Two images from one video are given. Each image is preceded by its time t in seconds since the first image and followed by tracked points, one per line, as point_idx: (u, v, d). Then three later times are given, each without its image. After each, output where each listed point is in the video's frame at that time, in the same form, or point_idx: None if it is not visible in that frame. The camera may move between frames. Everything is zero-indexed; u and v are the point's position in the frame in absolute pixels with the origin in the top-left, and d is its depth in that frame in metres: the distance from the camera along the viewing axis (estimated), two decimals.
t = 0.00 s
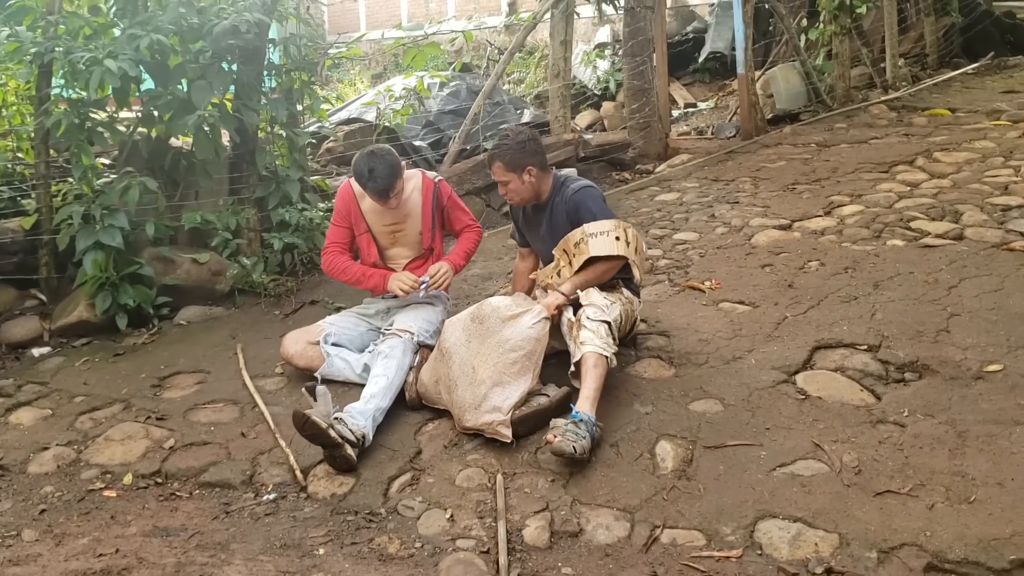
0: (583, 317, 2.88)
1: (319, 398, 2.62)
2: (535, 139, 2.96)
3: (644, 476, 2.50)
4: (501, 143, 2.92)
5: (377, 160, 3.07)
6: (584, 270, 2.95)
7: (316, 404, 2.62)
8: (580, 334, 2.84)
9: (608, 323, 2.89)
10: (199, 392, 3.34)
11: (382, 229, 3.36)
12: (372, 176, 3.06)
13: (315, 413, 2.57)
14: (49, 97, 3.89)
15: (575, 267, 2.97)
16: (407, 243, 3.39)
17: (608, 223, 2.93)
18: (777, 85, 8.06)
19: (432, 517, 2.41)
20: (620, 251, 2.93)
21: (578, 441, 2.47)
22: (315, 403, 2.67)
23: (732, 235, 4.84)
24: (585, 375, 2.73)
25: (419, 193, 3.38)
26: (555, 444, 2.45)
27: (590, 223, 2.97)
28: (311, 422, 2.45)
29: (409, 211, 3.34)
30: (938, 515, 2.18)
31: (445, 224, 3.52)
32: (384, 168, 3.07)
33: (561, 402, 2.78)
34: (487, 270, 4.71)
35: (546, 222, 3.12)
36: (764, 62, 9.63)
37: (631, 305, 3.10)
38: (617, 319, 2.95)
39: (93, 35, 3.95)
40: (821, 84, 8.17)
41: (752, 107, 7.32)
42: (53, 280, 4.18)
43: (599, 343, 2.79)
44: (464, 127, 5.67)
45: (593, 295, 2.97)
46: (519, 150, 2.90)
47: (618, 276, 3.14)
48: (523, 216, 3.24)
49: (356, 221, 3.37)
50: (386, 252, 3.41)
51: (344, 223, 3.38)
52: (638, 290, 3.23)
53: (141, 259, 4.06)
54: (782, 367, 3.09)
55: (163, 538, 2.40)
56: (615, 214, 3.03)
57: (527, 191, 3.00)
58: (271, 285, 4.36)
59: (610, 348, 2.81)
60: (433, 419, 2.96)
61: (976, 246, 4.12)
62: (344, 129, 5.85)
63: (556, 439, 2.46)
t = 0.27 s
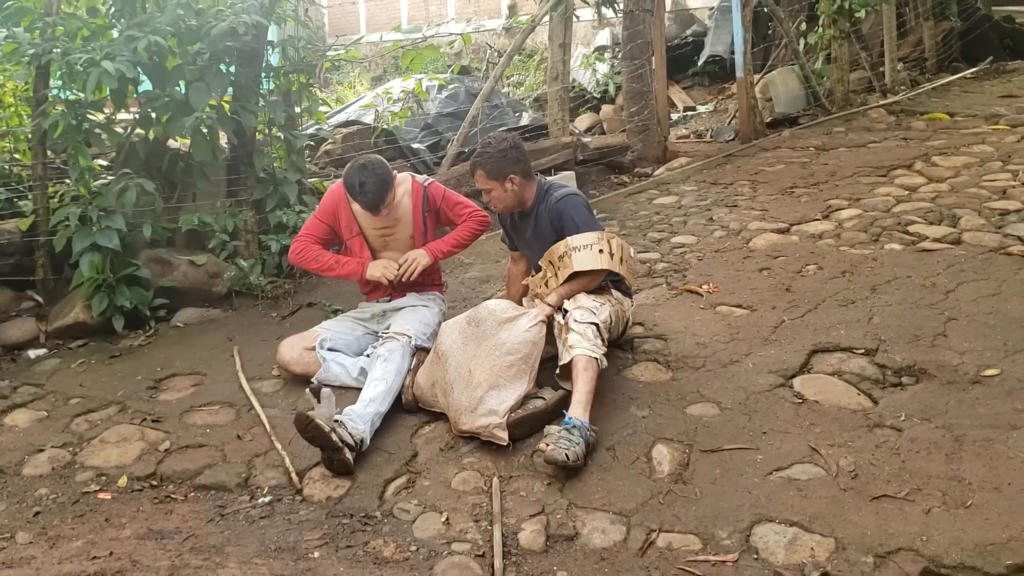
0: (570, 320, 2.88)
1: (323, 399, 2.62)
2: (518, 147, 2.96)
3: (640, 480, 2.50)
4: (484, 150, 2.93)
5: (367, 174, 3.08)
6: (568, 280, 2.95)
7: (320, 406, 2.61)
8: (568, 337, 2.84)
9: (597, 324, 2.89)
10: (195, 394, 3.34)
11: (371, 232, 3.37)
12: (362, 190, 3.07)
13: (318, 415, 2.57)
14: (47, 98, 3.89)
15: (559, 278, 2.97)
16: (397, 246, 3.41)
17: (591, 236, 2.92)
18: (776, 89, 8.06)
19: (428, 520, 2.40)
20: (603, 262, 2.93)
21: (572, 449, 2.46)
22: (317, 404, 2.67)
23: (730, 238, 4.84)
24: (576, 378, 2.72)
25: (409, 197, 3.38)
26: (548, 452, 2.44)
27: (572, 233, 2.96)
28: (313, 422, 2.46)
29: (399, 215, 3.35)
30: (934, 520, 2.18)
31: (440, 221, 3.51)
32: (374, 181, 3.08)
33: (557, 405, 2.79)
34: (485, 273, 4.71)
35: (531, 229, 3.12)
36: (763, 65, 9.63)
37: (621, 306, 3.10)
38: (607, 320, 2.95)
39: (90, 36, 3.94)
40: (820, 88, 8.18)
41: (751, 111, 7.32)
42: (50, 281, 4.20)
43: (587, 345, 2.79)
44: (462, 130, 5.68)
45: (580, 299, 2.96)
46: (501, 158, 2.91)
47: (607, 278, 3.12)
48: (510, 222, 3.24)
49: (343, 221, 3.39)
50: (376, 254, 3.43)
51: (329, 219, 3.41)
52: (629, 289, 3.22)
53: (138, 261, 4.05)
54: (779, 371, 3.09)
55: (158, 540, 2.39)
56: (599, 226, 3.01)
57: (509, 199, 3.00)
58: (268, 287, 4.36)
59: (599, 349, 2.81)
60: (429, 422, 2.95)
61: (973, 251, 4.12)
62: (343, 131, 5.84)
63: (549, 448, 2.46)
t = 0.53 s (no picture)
0: (566, 329, 2.88)
1: (318, 412, 2.58)
2: (511, 159, 2.97)
3: (639, 490, 2.49)
4: (477, 163, 2.95)
5: (353, 192, 3.08)
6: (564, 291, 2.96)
7: (315, 418, 2.57)
8: (564, 346, 2.83)
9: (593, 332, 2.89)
10: (194, 403, 3.34)
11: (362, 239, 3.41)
12: (349, 207, 3.09)
13: (315, 427, 2.55)
14: (48, 107, 3.90)
15: (555, 288, 2.97)
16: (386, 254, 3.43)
17: (586, 246, 2.92)
18: (776, 99, 8.09)
19: (426, 530, 2.39)
20: (599, 272, 2.92)
21: (570, 461, 2.45)
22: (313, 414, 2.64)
23: (730, 248, 4.84)
24: (573, 388, 2.72)
25: (400, 208, 3.39)
26: (546, 466, 2.44)
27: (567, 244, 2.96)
28: (309, 435, 2.45)
29: (390, 225, 3.37)
30: (934, 530, 2.17)
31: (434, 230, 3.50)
32: (360, 198, 3.08)
33: (556, 413, 2.77)
34: (485, 281, 4.71)
35: (526, 240, 3.12)
36: (763, 75, 9.66)
37: (619, 314, 3.10)
38: (603, 329, 2.95)
39: (92, 45, 3.96)
40: (820, 97, 8.19)
41: (751, 120, 7.33)
42: (49, 290, 4.20)
43: (583, 354, 2.78)
44: (463, 139, 5.70)
45: (577, 308, 2.96)
46: (494, 170, 2.93)
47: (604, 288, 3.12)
48: (506, 233, 3.24)
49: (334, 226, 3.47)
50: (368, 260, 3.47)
51: (319, 219, 3.51)
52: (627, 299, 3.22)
53: (138, 270, 4.06)
54: (778, 381, 3.08)
55: (155, 549, 2.38)
56: (594, 237, 3.00)
57: (503, 210, 3.02)
58: (268, 296, 4.37)
59: (595, 358, 2.80)
60: (428, 431, 2.95)
61: (973, 260, 4.12)
62: (343, 140, 5.84)
63: (547, 461, 2.45)
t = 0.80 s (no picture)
0: (569, 329, 2.87)
1: (314, 412, 2.61)
2: (515, 158, 2.97)
3: (640, 490, 2.49)
4: (481, 161, 2.94)
5: (347, 189, 3.08)
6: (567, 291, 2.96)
7: (312, 417, 2.59)
8: (567, 346, 2.83)
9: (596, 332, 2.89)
10: (196, 402, 3.34)
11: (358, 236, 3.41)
12: (343, 204, 3.09)
13: (312, 425, 2.57)
14: (49, 106, 3.91)
15: (558, 287, 2.97)
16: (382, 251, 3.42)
17: (589, 246, 2.92)
18: (777, 98, 8.10)
19: (427, 530, 2.39)
20: (603, 272, 2.92)
21: (571, 460, 2.45)
22: (309, 416, 2.67)
23: (731, 247, 4.83)
24: (575, 388, 2.72)
25: (396, 205, 3.39)
26: (547, 464, 2.44)
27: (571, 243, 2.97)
28: (307, 433, 2.46)
29: (386, 222, 3.37)
30: (935, 530, 2.17)
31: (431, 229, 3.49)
32: (354, 195, 3.08)
33: (557, 413, 2.77)
34: (486, 281, 4.71)
35: (530, 239, 3.12)
36: (765, 74, 9.65)
37: (621, 315, 3.10)
38: (606, 329, 2.94)
39: (93, 45, 3.98)
40: (821, 97, 8.18)
41: (753, 120, 7.33)
42: (51, 289, 4.20)
43: (586, 354, 2.78)
44: (464, 139, 5.70)
45: (580, 308, 2.96)
46: (498, 169, 2.92)
47: (607, 288, 3.12)
48: (509, 231, 3.25)
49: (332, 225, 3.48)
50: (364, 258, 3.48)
51: (318, 219, 3.52)
52: (630, 299, 3.22)
53: (139, 269, 4.06)
54: (779, 380, 3.08)
55: (156, 549, 2.39)
56: (597, 236, 3.01)
57: (506, 209, 3.01)
58: (269, 296, 4.37)
59: (598, 358, 2.80)
60: (429, 430, 2.95)
61: (975, 260, 4.11)
62: (344, 139, 5.82)
63: (548, 460, 2.45)
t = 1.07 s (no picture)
0: (571, 329, 2.87)
1: (314, 413, 2.62)
2: (520, 157, 2.97)
3: (640, 490, 2.49)
4: (486, 160, 2.93)
5: (345, 180, 3.08)
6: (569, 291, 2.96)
7: (312, 418, 2.61)
8: (569, 346, 2.83)
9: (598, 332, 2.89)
10: (196, 403, 3.34)
11: (359, 238, 3.42)
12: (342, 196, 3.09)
13: (311, 427, 2.56)
14: (50, 107, 3.91)
15: (561, 287, 2.97)
16: (383, 253, 3.42)
17: (593, 246, 2.93)
18: (778, 98, 8.12)
19: (427, 530, 2.39)
20: (605, 272, 2.92)
21: (572, 460, 2.46)
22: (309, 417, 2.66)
23: (732, 248, 4.83)
24: (576, 388, 2.72)
25: (395, 205, 3.39)
26: (547, 464, 2.43)
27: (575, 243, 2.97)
28: (307, 436, 2.45)
29: (385, 223, 3.37)
30: (935, 531, 2.16)
31: (429, 233, 3.50)
32: (352, 186, 3.09)
33: (557, 414, 2.77)
34: (487, 282, 4.71)
35: (533, 238, 3.13)
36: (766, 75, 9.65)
37: (623, 316, 3.10)
38: (608, 330, 2.94)
39: (93, 46, 3.98)
40: (822, 97, 8.18)
41: (754, 120, 7.33)
42: (51, 290, 4.21)
43: (588, 355, 2.78)
44: (465, 139, 5.70)
45: (582, 308, 2.96)
46: (502, 168, 2.92)
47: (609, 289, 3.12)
48: (511, 231, 3.24)
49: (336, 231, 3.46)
50: (366, 261, 3.47)
51: (327, 229, 3.50)
52: (632, 300, 3.22)
53: (140, 270, 4.07)
54: (780, 381, 3.08)
55: (157, 550, 2.39)
56: (600, 236, 3.02)
57: (510, 208, 3.01)
58: (270, 296, 4.38)
59: (600, 360, 2.80)
60: (429, 431, 2.95)
61: (976, 260, 4.11)
62: (344, 141, 5.85)
63: (548, 460, 2.45)
